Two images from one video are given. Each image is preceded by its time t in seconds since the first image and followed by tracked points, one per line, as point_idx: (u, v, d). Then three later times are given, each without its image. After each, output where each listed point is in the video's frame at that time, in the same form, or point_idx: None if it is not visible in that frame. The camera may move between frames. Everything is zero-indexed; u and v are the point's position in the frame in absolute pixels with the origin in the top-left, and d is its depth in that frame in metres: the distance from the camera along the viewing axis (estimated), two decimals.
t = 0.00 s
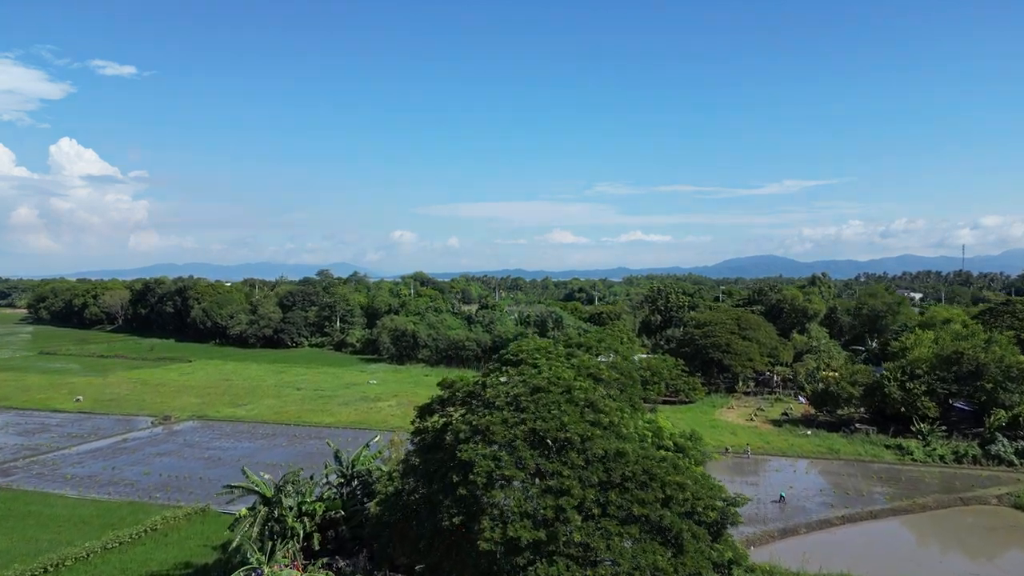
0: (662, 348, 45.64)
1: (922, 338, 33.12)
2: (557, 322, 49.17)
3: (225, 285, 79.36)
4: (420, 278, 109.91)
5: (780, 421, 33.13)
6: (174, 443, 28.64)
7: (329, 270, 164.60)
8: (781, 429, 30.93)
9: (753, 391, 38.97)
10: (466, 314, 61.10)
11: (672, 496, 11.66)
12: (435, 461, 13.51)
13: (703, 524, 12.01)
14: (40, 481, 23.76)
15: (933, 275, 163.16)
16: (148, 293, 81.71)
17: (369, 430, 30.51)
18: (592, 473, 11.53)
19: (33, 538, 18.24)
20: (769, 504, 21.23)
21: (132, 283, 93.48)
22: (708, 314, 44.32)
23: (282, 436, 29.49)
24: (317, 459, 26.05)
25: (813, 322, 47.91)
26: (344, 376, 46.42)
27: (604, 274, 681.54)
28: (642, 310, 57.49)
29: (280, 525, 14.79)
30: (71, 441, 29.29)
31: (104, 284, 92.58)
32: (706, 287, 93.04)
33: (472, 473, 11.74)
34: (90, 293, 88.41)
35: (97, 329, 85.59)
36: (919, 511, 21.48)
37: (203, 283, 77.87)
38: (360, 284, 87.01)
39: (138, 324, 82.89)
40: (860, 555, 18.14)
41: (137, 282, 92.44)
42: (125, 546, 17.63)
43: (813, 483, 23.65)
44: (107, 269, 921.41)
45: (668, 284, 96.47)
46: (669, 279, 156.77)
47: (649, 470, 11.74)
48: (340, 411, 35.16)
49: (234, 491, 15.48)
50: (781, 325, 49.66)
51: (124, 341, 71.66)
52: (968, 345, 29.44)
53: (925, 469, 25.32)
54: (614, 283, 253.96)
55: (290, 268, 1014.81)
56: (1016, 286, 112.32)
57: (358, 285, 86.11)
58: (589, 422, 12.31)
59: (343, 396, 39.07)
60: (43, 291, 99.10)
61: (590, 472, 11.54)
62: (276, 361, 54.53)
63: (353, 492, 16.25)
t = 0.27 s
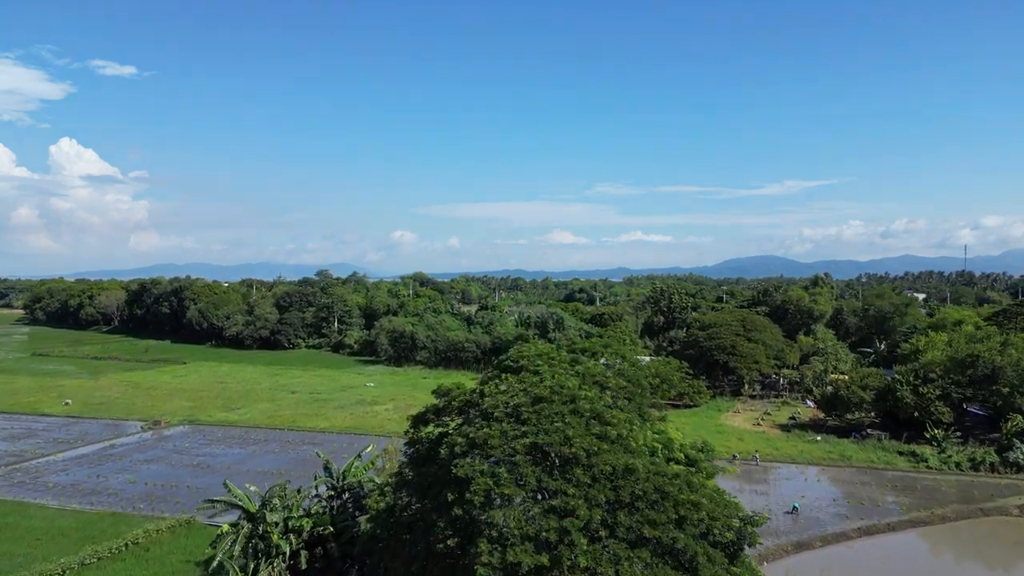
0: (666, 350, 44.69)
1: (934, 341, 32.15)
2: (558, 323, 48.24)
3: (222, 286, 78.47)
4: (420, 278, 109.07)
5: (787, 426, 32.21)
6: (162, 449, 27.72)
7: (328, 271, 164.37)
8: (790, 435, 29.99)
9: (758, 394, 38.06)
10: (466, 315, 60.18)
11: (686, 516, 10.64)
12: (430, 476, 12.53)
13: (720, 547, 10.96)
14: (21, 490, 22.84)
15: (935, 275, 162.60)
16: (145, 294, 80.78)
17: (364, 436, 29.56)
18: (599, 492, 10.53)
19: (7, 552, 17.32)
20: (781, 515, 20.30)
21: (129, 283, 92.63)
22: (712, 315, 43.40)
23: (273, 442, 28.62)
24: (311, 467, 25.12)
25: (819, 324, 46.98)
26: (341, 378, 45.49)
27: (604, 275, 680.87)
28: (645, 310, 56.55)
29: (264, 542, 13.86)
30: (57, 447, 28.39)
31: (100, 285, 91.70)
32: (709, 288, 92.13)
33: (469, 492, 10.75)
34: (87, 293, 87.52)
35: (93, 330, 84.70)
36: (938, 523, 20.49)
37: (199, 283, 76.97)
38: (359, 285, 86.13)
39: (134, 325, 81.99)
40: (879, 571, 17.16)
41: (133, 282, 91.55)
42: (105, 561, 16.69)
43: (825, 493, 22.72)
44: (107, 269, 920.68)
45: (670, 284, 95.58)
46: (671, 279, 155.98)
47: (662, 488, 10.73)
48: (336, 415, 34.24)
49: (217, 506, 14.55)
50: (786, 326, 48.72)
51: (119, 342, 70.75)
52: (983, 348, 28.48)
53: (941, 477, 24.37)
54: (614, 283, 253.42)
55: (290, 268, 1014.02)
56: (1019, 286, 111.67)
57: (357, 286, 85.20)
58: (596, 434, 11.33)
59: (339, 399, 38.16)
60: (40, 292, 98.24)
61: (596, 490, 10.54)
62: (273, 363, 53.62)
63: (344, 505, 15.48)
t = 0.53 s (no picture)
0: (669, 353, 43.75)
1: (947, 342, 31.18)
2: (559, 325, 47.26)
3: (218, 286, 77.52)
4: (419, 278, 108.28)
5: (796, 431, 31.25)
6: (150, 457, 26.78)
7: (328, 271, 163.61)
8: (799, 441, 29.04)
9: (765, 398, 37.10)
10: (465, 315, 59.28)
11: (702, 541, 9.65)
12: (424, 494, 11.58)
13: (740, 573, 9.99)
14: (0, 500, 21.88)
15: (936, 275, 162.08)
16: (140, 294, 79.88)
17: (359, 442, 28.60)
18: (608, 515, 9.55)
19: None
20: (794, 527, 19.36)
21: (125, 284, 91.73)
22: (717, 317, 42.46)
23: (265, 448, 27.72)
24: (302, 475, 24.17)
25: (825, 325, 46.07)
26: (338, 381, 44.55)
27: (605, 275, 680.25)
28: (647, 311, 55.61)
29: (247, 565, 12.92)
30: (41, 453, 27.46)
31: (96, 285, 90.77)
32: (710, 288, 91.28)
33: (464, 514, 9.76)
34: (82, 294, 86.59)
35: (88, 330, 83.72)
36: (961, 536, 19.51)
37: (195, 284, 76.01)
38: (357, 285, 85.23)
39: (130, 326, 81.02)
40: None
41: (130, 282, 90.61)
42: None
43: (840, 503, 21.72)
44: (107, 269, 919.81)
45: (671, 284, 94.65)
46: (671, 280, 155.20)
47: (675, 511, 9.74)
48: (331, 420, 33.30)
49: (196, 523, 13.60)
50: (791, 327, 47.77)
51: (114, 343, 69.80)
52: (1000, 351, 27.51)
53: (958, 486, 23.42)
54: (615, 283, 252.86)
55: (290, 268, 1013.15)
56: (1022, 286, 111.45)
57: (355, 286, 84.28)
58: (603, 451, 10.38)
59: (335, 403, 37.23)
60: (35, 293, 97.24)
61: (604, 513, 9.59)
62: (268, 365, 52.65)
63: (333, 522, 14.63)
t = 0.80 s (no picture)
0: (673, 355, 42.81)
1: (961, 345, 30.26)
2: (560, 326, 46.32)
3: (215, 287, 76.58)
4: (418, 278, 107.38)
5: (805, 436, 30.35)
6: (138, 464, 25.85)
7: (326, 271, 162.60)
8: (808, 447, 28.09)
9: (772, 402, 36.18)
10: (464, 316, 58.36)
11: (723, 571, 8.67)
12: (416, 514, 10.65)
13: None
14: None
15: (938, 275, 161.48)
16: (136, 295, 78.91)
17: (354, 448, 27.67)
18: (618, 543, 8.59)
19: None
20: (809, 541, 18.45)
21: (121, 284, 90.81)
22: (722, 318, 41.52)
23: (257, 455, 26.81)
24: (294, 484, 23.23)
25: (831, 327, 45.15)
26: (335, 383, 43.64)
27: (605, 275, 679.51)
28: (650, 312, 54.67)
29: None
30: (25, 460, 26.56)
31: (92, 286, 89.83)
32: (712, 288, 90.38)
33: (459, 540, 8.79)
34: (78, 294, 85.66)
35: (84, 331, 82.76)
36: (983, 550, 18.60)
37: (192, 284, 75.09)
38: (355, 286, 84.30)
39: (125, 327, 80.06)
40: None
41: (126, 283, 89.67)
42: None
43: (854, 513, 20.82)
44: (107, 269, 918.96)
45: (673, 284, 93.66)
46: (672, 280, 154.26)
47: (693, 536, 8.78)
48: (326, 424, 32.40)
49: (173, 544, 12.68)
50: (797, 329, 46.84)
51: (109, 345, 68.86)
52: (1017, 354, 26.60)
53: (976, 495, 22.53)
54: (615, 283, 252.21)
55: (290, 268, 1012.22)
56: None
57: (354, 287, 83.34)
58: (612, 470, 9.44)
59: (331, 406, 36.33)
60: (30, 293, 96.26)
61: (613, 540, 8.63)
62: (264, 367, 51.75)
63: (321, 539, 13.74)
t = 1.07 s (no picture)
0: (677, 358, 41.95)
1: (976, 348, 29.37)
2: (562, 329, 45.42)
3: (211, 287, 75.65)
4: (417, 279, 106.50)
5: (814, 442, 29.43)
6: (124, 472, 24.92)
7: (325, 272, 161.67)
8: (819, 454, 27.12)
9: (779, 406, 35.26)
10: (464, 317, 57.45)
11: None
12: (406, 540, 9.72)
13: None
14: None
15: (940, 275, 160.85)
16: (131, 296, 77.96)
17: (349, 455, 26.73)
18: None
19: None
20: (825, 557, 17.53)
21: (117, 285, 89.93)
22: (727, 320, 40.58)
23: (248, 462, 25.91)
24: (285, 495, 22.34)
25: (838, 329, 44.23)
26: (331, 386, 42.73)
27: (605, 275, 678.79)
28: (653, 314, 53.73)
29: None
30: (8, 467, 25.64)
31: (88, 286, 88.90)
32: (715, 289, 89.51)
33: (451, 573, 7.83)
34: (73, 295, 84.73)
35: (79, 332, 81.81)
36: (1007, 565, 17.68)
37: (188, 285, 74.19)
38: (354, 286, 83.39)
39: (120, 328, 79.13)
40: None
41: (122, 283, 88.74)
42: None
43: (869, 526, 19.91)
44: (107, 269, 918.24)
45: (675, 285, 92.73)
46: (672, 280, 153.37)
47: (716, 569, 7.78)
48: (321, 429, 31.48)
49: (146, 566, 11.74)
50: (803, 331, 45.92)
51: (104, 346, 67.94)
52: None
53: (997, 506, 21.64)
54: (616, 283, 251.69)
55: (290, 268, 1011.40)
56: None
57: (352, 287, 82.43)
58: (623, 495, 8.48)
59: (326, 411, 35.42)
60: (26, 294, 95.34)
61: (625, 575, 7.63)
62: (260, 369, 50.84)
63: (308, 560, 12.79)
